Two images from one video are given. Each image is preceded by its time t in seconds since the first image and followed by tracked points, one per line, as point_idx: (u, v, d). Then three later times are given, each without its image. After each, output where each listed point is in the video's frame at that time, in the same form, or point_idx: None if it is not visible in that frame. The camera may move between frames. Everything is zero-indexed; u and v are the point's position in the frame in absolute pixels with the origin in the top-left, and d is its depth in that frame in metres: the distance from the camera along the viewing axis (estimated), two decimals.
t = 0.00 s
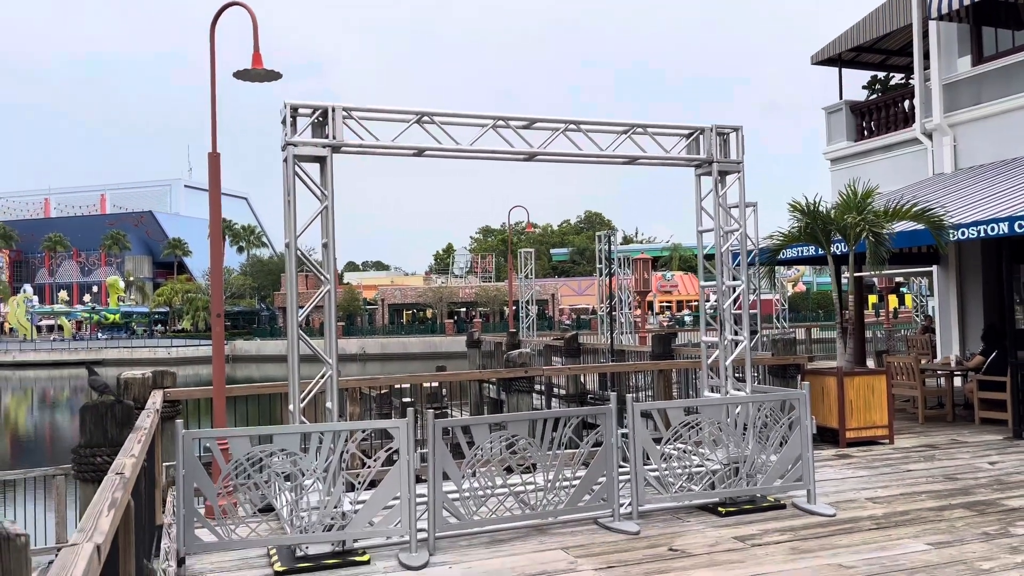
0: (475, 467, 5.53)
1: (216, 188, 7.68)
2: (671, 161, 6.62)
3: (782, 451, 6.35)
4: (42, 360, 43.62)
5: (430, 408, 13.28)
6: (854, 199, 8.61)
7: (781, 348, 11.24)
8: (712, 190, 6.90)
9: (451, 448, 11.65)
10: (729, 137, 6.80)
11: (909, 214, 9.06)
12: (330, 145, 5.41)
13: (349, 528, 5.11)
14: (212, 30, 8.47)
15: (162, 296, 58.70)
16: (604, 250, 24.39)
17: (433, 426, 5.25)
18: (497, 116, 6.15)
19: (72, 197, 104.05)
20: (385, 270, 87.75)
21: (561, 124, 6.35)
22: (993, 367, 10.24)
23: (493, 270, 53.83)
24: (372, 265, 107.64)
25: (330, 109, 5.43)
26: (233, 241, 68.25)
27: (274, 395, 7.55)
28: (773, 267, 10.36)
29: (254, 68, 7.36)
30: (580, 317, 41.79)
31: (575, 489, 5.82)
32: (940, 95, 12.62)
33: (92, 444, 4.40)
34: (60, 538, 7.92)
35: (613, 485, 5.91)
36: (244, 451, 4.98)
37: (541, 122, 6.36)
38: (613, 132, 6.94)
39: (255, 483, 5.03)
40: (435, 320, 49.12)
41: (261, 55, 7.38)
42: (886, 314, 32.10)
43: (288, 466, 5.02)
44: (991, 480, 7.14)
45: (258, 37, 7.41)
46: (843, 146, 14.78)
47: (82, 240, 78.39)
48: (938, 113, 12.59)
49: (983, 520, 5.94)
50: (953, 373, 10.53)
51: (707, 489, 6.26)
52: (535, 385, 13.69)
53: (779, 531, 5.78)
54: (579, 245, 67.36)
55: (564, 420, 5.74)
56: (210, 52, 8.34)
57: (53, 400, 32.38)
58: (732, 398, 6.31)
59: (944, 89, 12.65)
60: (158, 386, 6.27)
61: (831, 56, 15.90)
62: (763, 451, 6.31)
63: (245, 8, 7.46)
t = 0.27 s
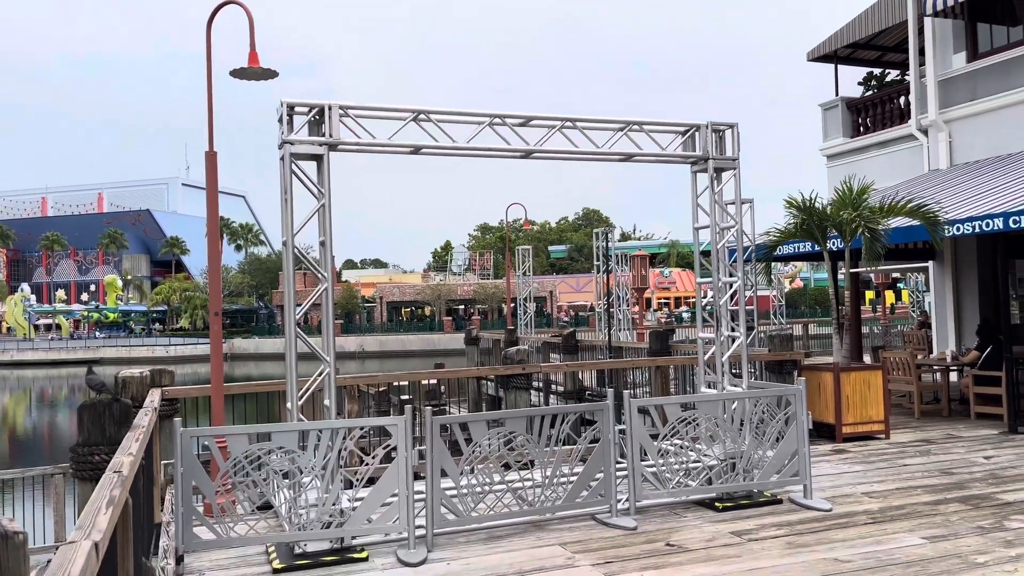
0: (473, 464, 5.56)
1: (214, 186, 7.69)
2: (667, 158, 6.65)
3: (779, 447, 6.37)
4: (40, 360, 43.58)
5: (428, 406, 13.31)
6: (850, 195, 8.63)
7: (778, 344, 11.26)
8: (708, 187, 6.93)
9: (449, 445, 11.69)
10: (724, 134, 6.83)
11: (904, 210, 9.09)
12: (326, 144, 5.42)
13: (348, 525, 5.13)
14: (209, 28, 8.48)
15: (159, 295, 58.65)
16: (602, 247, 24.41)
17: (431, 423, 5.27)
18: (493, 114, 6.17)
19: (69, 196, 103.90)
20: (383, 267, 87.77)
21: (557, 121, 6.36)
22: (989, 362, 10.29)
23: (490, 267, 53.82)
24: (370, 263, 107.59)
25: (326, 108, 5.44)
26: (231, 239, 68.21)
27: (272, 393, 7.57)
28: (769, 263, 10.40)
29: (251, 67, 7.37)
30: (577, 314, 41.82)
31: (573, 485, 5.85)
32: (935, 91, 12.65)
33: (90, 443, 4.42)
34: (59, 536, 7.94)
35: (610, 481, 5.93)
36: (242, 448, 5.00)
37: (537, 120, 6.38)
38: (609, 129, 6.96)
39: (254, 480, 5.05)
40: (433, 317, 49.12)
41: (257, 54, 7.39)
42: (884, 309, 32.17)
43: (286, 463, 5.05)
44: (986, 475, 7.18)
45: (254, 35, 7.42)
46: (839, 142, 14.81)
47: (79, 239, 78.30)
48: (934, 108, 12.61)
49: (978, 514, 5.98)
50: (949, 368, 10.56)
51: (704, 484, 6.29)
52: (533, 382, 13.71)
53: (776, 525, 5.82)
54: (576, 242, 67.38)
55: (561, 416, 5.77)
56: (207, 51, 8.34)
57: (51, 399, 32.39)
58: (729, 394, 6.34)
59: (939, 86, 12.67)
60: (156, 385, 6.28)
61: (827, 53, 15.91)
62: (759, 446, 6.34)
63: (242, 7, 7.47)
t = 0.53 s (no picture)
0: (470, 465, 5.55)
1: (209, 188, 7.67)
2: (663, 158, 6.65)
3: (776, 446, 6.38)
4: (34, 362, 43.42)
5: (425, 406, 13.30)
6: (845, 194, 8.65)
7: (774, 343, 11.28)
8: (704, 187, 6.93)
9: (445, 445, 11.69)
10: (720, 134, 6.83)
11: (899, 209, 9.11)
12: (322, 145, 5.41)
13: (346, 527, 5.12)
14: (204, 29, 8.45)
15: (154, 296, 58.46)
16: (597, 247, 24.41)
17: (428, 425, 5.26)
18: (489, 115, 6.16)
19: (63, 197, 103.53)
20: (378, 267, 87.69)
21: (553, 122, 6.36)
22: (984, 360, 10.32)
23: (486, 266, 53.79)
24: (365, 263, 107.42)
25: (322, 109, 5.43)
26: (225, 240, 68.05)
27: (269, 394, 7.56)
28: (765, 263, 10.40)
29: (247, 68, 7.36)
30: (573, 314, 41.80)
31: (570, 485, 5.84)
32: (929, 90, 12.68)
33: (87, 446, 4.40)
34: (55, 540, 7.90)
35: (607, 481, 5.93)
36: (239, 451, 4.99)
37: (532, 120, 6.37)
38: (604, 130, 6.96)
39: (251, 483, 5.04)
40: (429, 317, 49.08)
41: (253, 55, 7.37)
42: (879, 307, 32.26)
43: (283, 466, 5.03)
44: (982, 473, 7.20)
45: (250, 36, 7.40)
46: (834, 142, 14.84)
47: (73, 240, 78.03)
48: (928, 107, 12.65)
49: (974, 513, 5.99)
50: (945, 366, 10.58)
51: (701, 484, 6.30)
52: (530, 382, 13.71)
53: (773, 525, 5.82)
54: (572, 241, 67.38)
55: (558, 417, 5.76)
56: (202, 52, 8.32)
57: (45, 402, 32.26)
58: (725, 393, 6.34)
59: (933, 85, 12.71)
60: (152, 387, 6.27)
61: (821, 52, 15.94)
62: (756, 446, 6.34)
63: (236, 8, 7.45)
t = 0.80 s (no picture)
0: (467, 468, 5.55)
1: (205, 192, 7.65)
2: (659, 160, 6.66)
3: (772, 447, 6.39)
4: (29, 366, 43.26)
5: (421, 409, 13.28)
6: (840, 195, 8.66)
7: (770, 344, 11.29)
8: (700, 188, 6.94)
9: (442, 448, 11.68)
10: (716, 135, 6.84)
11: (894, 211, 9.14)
12: (318, 149, 5.41)
13: (343, 530, 5.12)
14: (198, 33, 8.44)
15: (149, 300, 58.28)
16: (593, 248, 24.41)
17: (425, 428, 5.26)
18: (484, 118, 6.16)
19: (57, 200, 103.25)
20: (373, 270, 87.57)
21: (549, 125, 6.36)
22: (979, 360, 10.34)
23: (482, 268, 53.75)
24: (361, 266, 107.32)
25: (318, 112, 5.42)
26: (220, 243, 67.93)
27: (265, 398, 7.54)
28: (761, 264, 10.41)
29: (242, 72, 7.34)
30: (569, 316, 41.78)
31: (567, 488, 5.84)
32: (923, 91, 12.72)
33: (84, 452, 4.39)
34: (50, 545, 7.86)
35: (604, 483, 5.93)
36: (235, 455, 4.97)
37: (528, 123, 6.38)
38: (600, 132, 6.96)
39: (248, 487, 5.03)
40: (425, 319, 49.03)
41: (248, 59, 7.36)
42: (874, 308, 32.34)
43: (280, 470, 5.02)
44: (978, 473, 7.21)
45: (245, 40, 7.40)
46: (828, 143, 14.88)
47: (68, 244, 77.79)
48: (922, 108, 12.69)
49: (971, 513, 6.00)
50: (940, 367, 10.60)
51: (698, 486, 6.30)
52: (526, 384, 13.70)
53: (770, 527, 5.83)
54: (567, 243, 67.42)
55: (555, 419, 5.76)
56: (197, 55, 8.30)
57: (39, 406, 32.15)
58: (722, 395, 6.35)
59: (927, 85, 12.75)
60: (148, 391, 6.26)
61: (816, 53, 15.98)
62: (753, 447, 6.35)
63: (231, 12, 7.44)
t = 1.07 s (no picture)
0: (469, 469, 5.55)
1: (205, 194, 7.66)
2: (659, 161, 6.67)
3: (774, 447, 6.40)
4: (26, 370, 43.17)
5: (421, 411, 13.29)
6: (839, 196, 8.68)
7: (770, 344, 11.32)
8: (700, 189, 6.96)
9: (443, 450, 11.68)
10: (715, 137, 6.86)
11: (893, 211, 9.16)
12: (320, 150, 5.42)
13: (346, 532, 5.13)
14: (198, 36, 8.44)
15: (147, 303, 58.20)
16: (592, 250, 24.43)
17: (428, 429, 5.26)
18: (485, 120, 6.17)
19: (54, 204, 103.16)
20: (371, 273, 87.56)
21: (550, 126, 6.37)
22: (978, 360, 10.37)
23: (480, 270, 53.76)
24: (359, 269, 107.23)
25: (319, 114, 5.43)
26: (218, 246, 67.90)
27: (266, 400, 7.55)
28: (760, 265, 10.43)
29: (242, 74, 7.35)
30: (568, 317, 41.82)
31: (570, 489, 5.85)
32: (921, 92, 12.76)
33: (86, 454, 4.37)
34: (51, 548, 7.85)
35: (606, 484, 5.94)
36: (237, 457, 4.97)
37: (529, 125, 6.39)
38: (600, 133, 6.97)
39: (250, 489, 5.03)
40: (423, 321, 49.03)
41: (248, 61, 7.37)
42: (872, 309, 32.37)
43: (283, 472, 5.02)
44: (978, 472, 7.23)
45: (245, 42, 7.40)
46: (827, 143, 14.91)
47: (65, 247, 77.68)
48: (920, 109, 12.73)
49: (971, 511, 6.02)
50: (939, 366, 10.62)
51: (700, 486, 6.31)
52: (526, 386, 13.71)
53: (771, 526, 5.84)
54: (565, 245, 67.48)
55: (557, 420, 5.77)
56: (197, 58, 8.31)
57: (37, 410, 32.08)
58: (723, 395, 6.36)
59: (925, 86, 12.79)
60: (149, 394, 6.25)
61: (813, 55, 16.02)
62: (754, 447, 6.36)
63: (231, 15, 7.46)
